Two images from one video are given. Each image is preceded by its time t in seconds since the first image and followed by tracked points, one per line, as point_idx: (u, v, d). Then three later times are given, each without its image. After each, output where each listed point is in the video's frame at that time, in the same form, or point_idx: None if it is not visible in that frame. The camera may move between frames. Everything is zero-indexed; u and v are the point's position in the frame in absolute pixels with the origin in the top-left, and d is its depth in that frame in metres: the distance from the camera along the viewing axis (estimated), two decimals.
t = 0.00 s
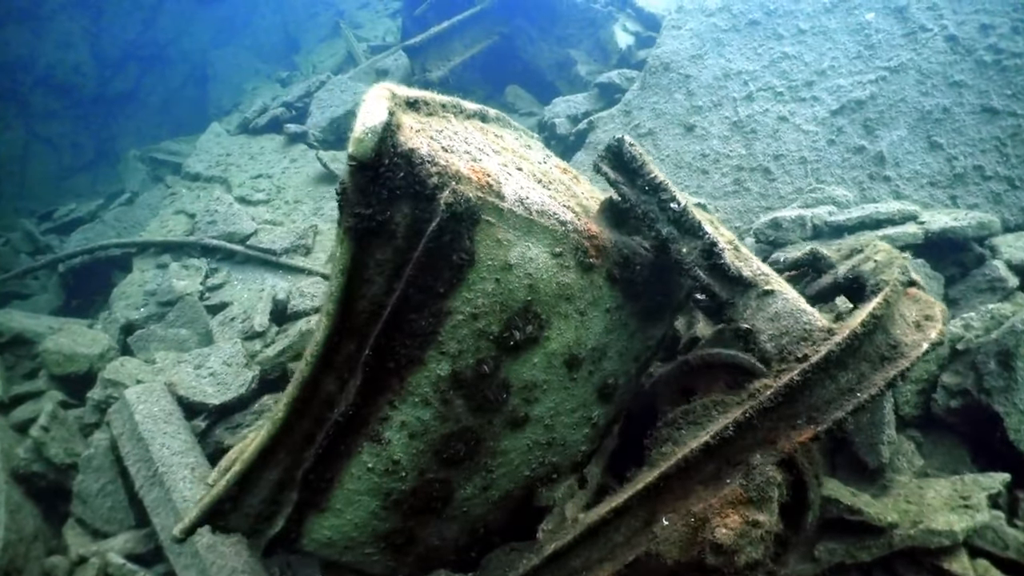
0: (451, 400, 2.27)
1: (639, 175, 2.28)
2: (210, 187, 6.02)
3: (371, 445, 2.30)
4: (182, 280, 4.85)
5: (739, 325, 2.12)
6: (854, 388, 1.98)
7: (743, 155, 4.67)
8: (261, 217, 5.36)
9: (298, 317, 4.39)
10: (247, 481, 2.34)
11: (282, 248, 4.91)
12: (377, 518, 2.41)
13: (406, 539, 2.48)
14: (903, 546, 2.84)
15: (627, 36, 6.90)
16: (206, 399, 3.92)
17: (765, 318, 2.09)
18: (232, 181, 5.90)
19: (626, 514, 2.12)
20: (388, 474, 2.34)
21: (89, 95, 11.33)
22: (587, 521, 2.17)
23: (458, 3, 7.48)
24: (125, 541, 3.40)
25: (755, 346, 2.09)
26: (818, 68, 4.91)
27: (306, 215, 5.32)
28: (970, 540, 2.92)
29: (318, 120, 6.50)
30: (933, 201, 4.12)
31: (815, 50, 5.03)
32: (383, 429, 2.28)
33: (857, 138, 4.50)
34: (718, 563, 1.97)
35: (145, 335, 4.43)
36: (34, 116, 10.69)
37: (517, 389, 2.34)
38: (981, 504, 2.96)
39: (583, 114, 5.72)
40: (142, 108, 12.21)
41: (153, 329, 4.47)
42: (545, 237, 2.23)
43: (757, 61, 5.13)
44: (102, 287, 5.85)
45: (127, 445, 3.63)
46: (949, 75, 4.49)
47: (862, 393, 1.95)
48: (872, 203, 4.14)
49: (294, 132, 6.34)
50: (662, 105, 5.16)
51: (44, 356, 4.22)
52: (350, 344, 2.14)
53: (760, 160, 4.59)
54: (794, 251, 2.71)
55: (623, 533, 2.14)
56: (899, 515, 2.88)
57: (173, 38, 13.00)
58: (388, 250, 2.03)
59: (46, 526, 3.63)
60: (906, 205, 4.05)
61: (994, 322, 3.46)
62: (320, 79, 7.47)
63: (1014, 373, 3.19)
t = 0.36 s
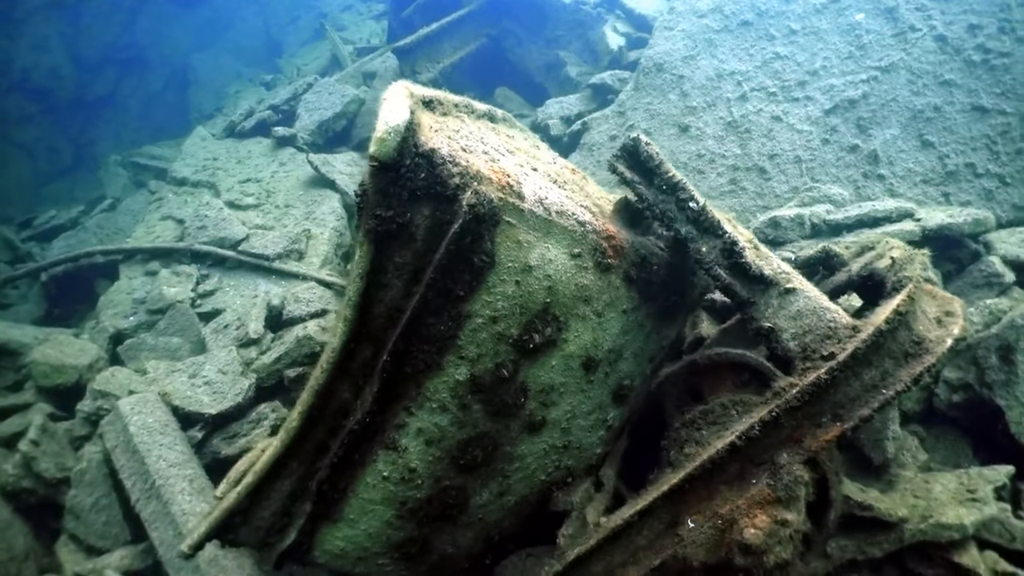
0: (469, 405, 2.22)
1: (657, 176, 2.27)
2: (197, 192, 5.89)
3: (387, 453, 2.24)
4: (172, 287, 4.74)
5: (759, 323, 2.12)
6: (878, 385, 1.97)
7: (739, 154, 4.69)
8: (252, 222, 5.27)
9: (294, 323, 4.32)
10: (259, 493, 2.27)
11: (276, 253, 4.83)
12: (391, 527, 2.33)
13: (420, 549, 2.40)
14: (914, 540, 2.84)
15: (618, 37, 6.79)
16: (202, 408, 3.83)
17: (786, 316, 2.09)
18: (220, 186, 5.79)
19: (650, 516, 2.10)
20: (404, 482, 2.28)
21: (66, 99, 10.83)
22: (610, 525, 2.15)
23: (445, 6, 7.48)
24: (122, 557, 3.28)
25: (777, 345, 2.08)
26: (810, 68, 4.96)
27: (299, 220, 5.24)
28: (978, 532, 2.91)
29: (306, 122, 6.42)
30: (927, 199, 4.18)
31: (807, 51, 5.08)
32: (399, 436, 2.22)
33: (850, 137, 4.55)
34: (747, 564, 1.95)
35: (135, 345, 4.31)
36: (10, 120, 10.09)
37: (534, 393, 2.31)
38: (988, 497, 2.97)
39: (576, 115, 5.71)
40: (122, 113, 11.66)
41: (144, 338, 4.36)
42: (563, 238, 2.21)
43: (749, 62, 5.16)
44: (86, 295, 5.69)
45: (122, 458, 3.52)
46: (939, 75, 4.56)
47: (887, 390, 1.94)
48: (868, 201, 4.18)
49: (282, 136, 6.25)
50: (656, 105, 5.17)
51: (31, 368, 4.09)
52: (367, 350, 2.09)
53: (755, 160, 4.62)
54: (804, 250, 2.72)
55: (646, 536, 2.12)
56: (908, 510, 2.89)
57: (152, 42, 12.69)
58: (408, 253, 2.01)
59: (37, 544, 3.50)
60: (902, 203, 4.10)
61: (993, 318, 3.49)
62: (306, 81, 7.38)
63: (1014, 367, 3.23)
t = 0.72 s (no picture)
0: (486, 407, 2.17)
1: (673, 170, 2.24)
2: (179, 193, 5.74)
3: (401, 458, 2.19)
4: (156, 290, 4.60)
5: (778, 320, 2.12)
6: (899, 380, 1.97)
7: (731, 152, 4.71)
8: (238, 223, 5.15)
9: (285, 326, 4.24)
10: (267, 503, 2.19)
11: (264, 254, 4.74)
12: (403, 533, 2.27)
13: (432, 554, 2.35)
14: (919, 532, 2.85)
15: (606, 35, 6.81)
16: (193, 415, 3.73)
17: (805, 313, 2.10)
18: (203, 186, 5.65)
19: (670, 515, 2.08)
20: (418, 487, 2.22)
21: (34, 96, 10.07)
22: (631, 525, 2.12)
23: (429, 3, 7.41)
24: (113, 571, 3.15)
25: (797, 341, 2.08)
26: (799, 66, 5.01)
27: (286, 220, 5.13)
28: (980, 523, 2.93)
29: (289, 120, 6.30)
30: (916, 195, 4.23)
31: (795, 49, 5.12)
32: (414, 441, 2.17)
33: (840, 134, 4.60)
34: (772, 561, 1.94)
35: (119, 350, 4.18)
36: None
37: (550, 393, 2.27)
38: (988, 488, 3.00)
39: (566, 113, 5.69)
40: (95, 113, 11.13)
41: (129, 343, 4.22)
42: (581, 236, 2.17)
43: (739, 60, 5.19)
44: (63, 300, 5.49)
45: (111, 468, 3.40)
46: (925, 73, 4.64)
47: (909, 383, 1.95)
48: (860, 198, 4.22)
49: (265, 134, 6.12)
50: (647, 103, 5.17)
51: (10, 375, 3.93)
52: (382, 352, 2.03)
53: (747, 157, 4.64)
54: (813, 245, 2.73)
55: (666, 536, 2.09)
56: (911, 502, 2.92)
57: (126, 38, 12.00)
58: (427, 252, 1.97)
59: (22, 560, 3.36)
60: (893, 199, 4.15)
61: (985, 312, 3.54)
62: (288, 79, 7.25)
63: (1008, 359, 3.29)
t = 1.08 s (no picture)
0: (506, 415, 2.13)
1: (688, 172, 2.22)
2: (158, 201, 5.58)
3: (419, 470, 2.12)
4: (140, 302, 4.45)
5: (798, 319, 2.12)
6: (921, 376, 1.98)
7: (720, 152, 4.74)
8: (222, 231, 5.03)
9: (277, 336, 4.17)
10: (280, 522, 2.08)
11: (252, 262, 4.64)
12: (421, 548, 2.17)
13: (449, 568, 2.26)
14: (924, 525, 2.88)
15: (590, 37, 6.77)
16: (186, 431, 3.62)
17: (826, 312, 2.10)
18: (183, 194, 5.49)
19: (697, 519, 2.04)
20: (437, 499, 2.16)
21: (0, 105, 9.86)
22: (656, 530, 2.10)
23: (407, 4, 7.22)
24: None
25: (818, 340, 2.09)
26: (783, 65, 5.06)
27: (271, 227, 5.04)
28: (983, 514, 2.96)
29: (270, 126, 6.16)
30: (904, 191, 4.30)
31: (780, 49, 5.18)
32: (432, 452, 2.11)
33: (826, 132, 4.66)
34: (802, 562, 1.94)
35: (104, 365, 4.04)
36: None
37: (568, 399, 2.24)
38: (990, 479, 3.04)
39: (553, 115, 5.66)
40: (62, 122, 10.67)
41: (113, 358, 4.08)
42: (601, 239, 2.15)
43: (724, 60, 5.23)
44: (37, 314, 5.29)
45: (102, 488, 3.27)
46: (907, 71, 4.72)
47: (931, 379, 1.96)
48: (850, 196, 4.28)
49: (246, 140, 5.98)
50: (635, 104, 5.17)
51: None
52: (401, 362, 1.97)
53: (736, 157, 4.68)
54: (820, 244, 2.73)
55: (692, 541, 2.05)
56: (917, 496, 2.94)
57: (94, 44, 11.73)
58: (448, 259, 1.93)
59: None
60: (882, 196, 4.20)
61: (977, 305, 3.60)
62: (267, 83, 7.11)
63: (1001, 352, 3.38)
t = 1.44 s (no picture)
0: (534, 426, 2.09)
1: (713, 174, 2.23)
2: (150, 209, 5.47)
3: (445, 484, 2.07)
4: (136, 313, 4.34)
5: (829, 323, 2.11)
6: (955, 380, 1.97)
7: (721, 156, 4.75)
8: (218, 239, 4.94)
9: (278, 347, 4.10)
10: (302, 543, 1.98)
11: (250, 271, 4.55)
12: (444, 564, 2.09)
13: None
14: (942, 527, 2.86)
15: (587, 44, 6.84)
16: (187, 445, 3.52)
17: (856, 316, 2.10)
18: (176, 201, 5.38)
19: (729, 528, 2.00)
20: (463, 513, 2.09)
21: None
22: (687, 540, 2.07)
23: (397, 11, 7.15)
24: None
25: (849, 345, 2.08)
26: (781, 70, 5.09)
27: (268, 235, 4.97)
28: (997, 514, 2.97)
29: (263, 131, 6.08)
30: (904, 194, 4.33)
31: (777, 53, 5.21)
32: (459, 464, 2.05)
33: (826, 136, 4.68)
34: (841, 570, 1.90)
35: (99, 379, 3.91)
36: None
37: (595, 408, 2.20)
38: (1003, 479, 3.03)
39: (552, 121, 5.64)
40: (44, 129, 10.41)
41: (109, 371, 3.97)
42: (630, 244, 2.13)
43: (722, 65, 5.25)
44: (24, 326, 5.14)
45: (102, 506, 3.16)
46: (903, 76, 4.77)
47: (964, 383, 1.95)
48: (852, 199, 4.30)
49: (239, 146, 5.89)
50: (634, 109, 5.15)
51: None
52: (430, 374, 1.92)
53: (737, 161, 4.69)
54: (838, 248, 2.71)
55: (724, 549, 2.01)
56: (933, 498, 2.92)
57: (78, 49, 11.49)
58: (480, 267, 1.89)
59: None
60: (885, 199, 4.22)
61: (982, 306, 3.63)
62: (259, 89, 7.02)
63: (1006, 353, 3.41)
